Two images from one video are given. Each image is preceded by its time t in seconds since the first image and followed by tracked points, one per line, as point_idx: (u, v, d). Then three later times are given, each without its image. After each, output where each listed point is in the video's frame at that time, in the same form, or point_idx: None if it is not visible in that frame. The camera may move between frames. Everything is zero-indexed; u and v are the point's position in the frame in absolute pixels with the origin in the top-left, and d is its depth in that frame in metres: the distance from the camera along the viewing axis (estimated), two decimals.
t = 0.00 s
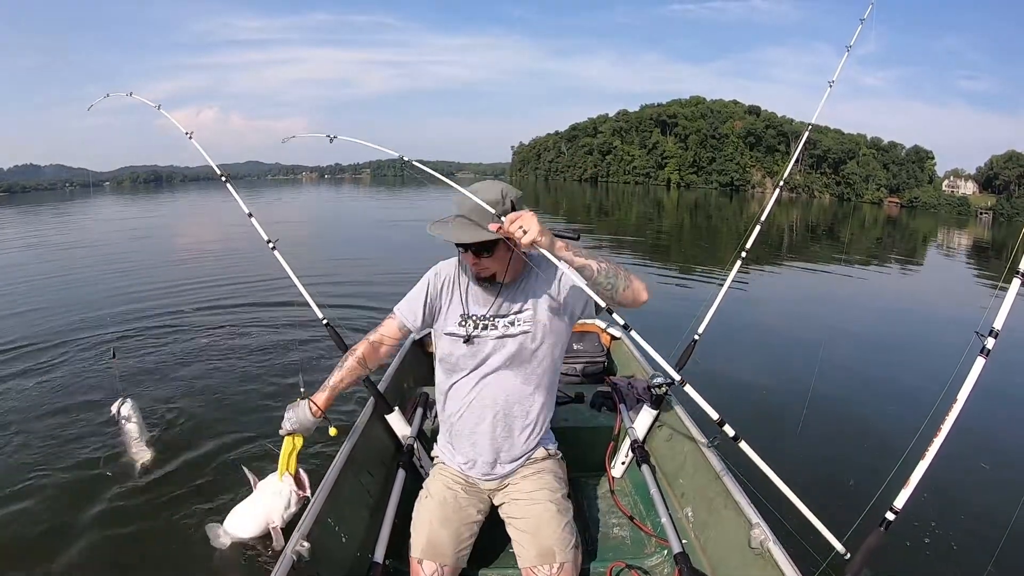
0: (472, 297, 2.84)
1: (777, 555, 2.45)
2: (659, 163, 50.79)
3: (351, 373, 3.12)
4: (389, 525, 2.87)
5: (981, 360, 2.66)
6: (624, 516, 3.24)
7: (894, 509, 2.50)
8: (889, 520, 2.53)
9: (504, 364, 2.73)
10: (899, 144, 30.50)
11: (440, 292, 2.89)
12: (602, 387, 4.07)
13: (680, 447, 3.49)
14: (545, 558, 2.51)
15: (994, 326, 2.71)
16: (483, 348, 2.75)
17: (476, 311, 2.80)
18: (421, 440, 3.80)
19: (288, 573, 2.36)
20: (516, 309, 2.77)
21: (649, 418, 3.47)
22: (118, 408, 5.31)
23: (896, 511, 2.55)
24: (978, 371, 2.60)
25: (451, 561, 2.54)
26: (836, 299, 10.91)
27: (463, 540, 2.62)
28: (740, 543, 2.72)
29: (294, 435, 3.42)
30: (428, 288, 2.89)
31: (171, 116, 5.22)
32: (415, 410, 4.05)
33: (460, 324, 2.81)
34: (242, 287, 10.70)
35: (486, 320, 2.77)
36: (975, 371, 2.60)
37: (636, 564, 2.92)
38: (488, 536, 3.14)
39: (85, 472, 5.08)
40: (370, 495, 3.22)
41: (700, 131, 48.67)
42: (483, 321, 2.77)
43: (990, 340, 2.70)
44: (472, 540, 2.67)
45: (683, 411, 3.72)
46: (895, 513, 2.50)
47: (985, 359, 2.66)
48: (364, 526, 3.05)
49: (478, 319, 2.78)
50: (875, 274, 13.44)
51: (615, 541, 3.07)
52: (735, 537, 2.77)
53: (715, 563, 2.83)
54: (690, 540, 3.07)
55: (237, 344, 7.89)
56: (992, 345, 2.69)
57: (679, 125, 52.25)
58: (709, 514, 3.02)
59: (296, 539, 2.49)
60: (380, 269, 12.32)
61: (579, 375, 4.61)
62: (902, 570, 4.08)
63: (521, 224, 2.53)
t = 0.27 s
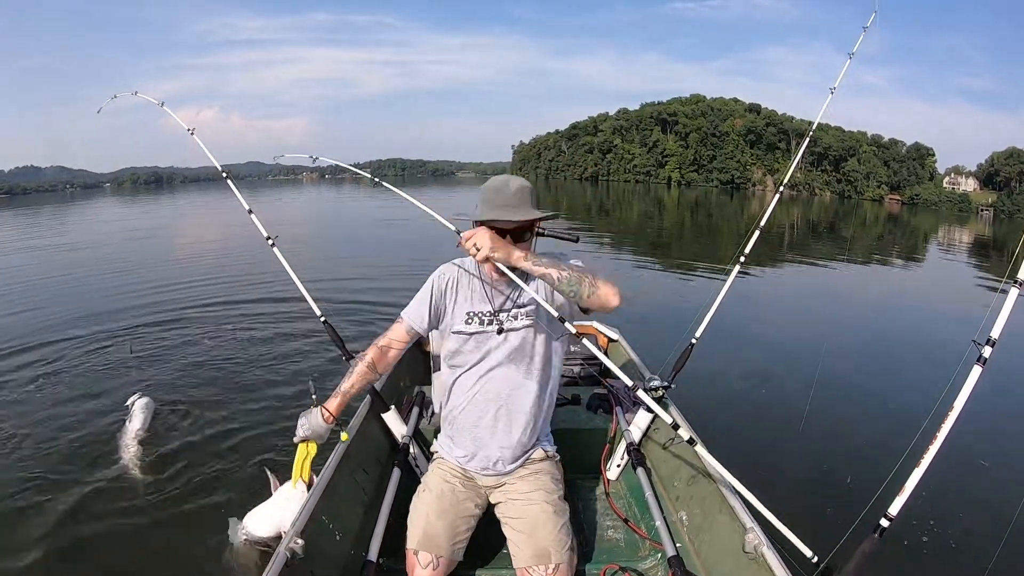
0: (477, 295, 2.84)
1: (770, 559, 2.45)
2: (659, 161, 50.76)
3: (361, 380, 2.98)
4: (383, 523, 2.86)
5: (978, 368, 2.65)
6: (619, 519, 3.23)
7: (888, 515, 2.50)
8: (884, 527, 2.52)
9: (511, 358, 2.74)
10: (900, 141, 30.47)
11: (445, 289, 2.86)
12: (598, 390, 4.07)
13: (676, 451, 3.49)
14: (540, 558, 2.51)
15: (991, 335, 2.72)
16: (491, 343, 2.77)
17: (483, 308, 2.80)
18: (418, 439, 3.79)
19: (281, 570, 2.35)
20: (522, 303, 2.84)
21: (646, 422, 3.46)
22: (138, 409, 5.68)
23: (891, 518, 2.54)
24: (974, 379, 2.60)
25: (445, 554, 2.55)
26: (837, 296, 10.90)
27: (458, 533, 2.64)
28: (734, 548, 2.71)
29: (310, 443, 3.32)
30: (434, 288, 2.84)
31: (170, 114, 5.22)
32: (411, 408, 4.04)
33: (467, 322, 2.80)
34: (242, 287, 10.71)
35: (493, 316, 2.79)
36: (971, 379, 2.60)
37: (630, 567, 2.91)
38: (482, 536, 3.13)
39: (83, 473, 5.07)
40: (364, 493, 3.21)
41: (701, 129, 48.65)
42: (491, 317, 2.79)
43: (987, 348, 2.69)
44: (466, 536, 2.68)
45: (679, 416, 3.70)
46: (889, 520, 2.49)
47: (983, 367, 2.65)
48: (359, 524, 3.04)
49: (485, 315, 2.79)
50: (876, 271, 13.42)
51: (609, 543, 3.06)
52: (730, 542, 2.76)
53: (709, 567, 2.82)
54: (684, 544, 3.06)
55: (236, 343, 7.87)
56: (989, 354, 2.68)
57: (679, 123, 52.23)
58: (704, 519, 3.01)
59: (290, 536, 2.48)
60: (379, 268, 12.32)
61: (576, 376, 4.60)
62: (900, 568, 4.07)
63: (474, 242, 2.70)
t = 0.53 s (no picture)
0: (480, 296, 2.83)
1: (769, 559, 2.45)
2: (660, 159, 50.71)
3: (371, 381, 2.94)
4: (383, 521, 2.87)
5: (979, 370, 2.65)
6: (618, 518, 3.23)
7: (888, 517, 2.51)
8: (883, 527, 2.53)
9: (515, 358, 2.74)
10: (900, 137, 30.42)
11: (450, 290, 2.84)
12: (598, 389, 4.09)
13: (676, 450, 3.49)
14: (541, 556, 2.51)
15: (993, 336, 2.72)
16: (496, 343, 2.76)
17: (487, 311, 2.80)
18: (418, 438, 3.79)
19: (281, 568, 2.36)
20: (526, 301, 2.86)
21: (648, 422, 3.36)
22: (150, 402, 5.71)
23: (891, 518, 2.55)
24: (974, 381, 2.60)
25: (446, 546, 2.57)
26: (838, 293, 10.88)
27: (459, 527, 2.65)
28: (734, 547, 2.71)
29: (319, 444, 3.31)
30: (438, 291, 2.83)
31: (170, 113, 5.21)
32: (410, 407, 4.05)
33: (472, 324, 2.79)
34: (242, 288, 10.71)
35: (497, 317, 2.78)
36: (971, 381, 2.61)
37: (629, 566, 2.90)
38: (484, 534, 3.13)
39: (83, 473, 5.06)
40: (364, 491, 3.21)
41: (701, 127, 48.59)
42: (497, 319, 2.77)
43: (988, 349, 2.69)
44: (467, 531, 2.69)
45: (679, 415, 3.69)
46: (889, 521, 2.50)
47: (983, 369, 2.65)
48: (359, 522, 3.04)
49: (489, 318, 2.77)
50: (877, 268, 13.40)
51: (608, 543, 3.06)
52: (730, 542, 2.76)
53: (708, 565, 2.82)
54: (684, 543, 3.05)
55: (236, 344, 7.86)
56: (990, 355, 2.68)
57: (679, 121, 52.18)
58: (704, 519, 3.01)
59: (290, 534, 2.48)
60: (380, 268, 12.32)
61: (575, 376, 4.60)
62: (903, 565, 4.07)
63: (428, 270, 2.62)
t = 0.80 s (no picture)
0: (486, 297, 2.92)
1: (772, 557, 2.45)
2: (659, 158, 50.69)
3: (378, 383, 2.96)
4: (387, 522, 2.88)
5: (981, 367, 2.67)
6: (621, 516, 3.23)
7: (891, 514, 2.54)
8: (887, 524, 2.56)
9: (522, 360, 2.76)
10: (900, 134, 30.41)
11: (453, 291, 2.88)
12: (600, 387, 4.11)
13: (679, 448, 3.49)
14: (544, 556, 2.50)
15: (994, 332, 2.72)
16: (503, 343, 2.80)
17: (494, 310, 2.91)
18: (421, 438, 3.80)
19: (285, 569, 2.36)
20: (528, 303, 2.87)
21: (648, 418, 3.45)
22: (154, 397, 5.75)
23: (894, 515, 2.58)
24: (976, 378, 2.62)
25: (449, 542, 2.58)
26: (839, 290, 10.88)
27: (462, 525, 2.66)
28: (737, 545, 2.71)
29: (326, 446, 3.31)
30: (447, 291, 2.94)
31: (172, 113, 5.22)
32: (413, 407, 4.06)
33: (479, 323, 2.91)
34: (244, 289, 10.72)
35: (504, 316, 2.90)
36: (973, 378, 2.62)
37: (633, 564, 2.91)
38: (486, 533, 3.14)
39: (85, 473, 5.04)
40: (367, 491, 3.22)
41: (701, 125, 48.60)
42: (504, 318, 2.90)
43: (990, 346, 2.71)
44: (470, 529, 2.69)
45: (683, 414, 3.70)
46: (892, 518, 2.53)
47: (985, 366, 2.67)
48: (362, 522, 3.05)
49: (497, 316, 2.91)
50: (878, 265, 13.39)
51: (611, 541, 3.06)
52: (733, 540, 2.76)
53: (711, 564, 2.82)
54: (687, 541, 3.06)
55: (237, 345, 7.85)
56: (992, 351, 2.70)
57: (679, 120, 52.15)
58: (707, 517, 3.01)
59: (293, 534, 2.49)
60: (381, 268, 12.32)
61: (578, 375, 4.60)
62: (907, 562, 4.07)
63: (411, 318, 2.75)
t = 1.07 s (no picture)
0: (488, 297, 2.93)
1: (775, 555, 2.45)
2: (659, 157, 50.66)
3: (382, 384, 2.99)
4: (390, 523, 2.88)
5: (984, 363, 2.68)
6: (624, 515, 3.23)
7: (894, 511, 2.58)
8: (890, 522, 2.59)
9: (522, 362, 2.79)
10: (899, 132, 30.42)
11: (455, 289, 2.94)
12: (603, 386, 4.11)
13: (682, 446, 3.50)
14: (547, 555, 2.50)
15: (996, 329, 2.73)
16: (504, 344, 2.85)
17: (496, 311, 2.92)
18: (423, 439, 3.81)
19: (288, 570, 2.36)
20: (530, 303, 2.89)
21: (652, 417, 3.49)
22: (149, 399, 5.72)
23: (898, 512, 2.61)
24: (980, 375, 2.63)
25: (449, 535, 2.64)
26: (840, 288, 10.89)
27: (463, 520, 2.70)
28: (741, 544, 2.71)
29: (330, 447, 3.33)
30: (446, 290, 2.93)
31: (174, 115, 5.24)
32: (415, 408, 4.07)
33: (480, 323, 2.95)
34: (245, 290, 10.72)
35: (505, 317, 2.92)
36: (976, 374, 2.63)
37: (636, 563, 2.91)
38: (489, 533, 3.14)
39: (86, 472, 5.05)
40: (370, 493, 3.22)
41: (700, 124, 48.61)
42: (505, 319, 2.91)
43: (993, 342, 2.71)
44: (471, 525, 2.72)
45: (686, 413, 3.70)
46: (895, 515, 2.57)
47: (988, 362, 2.67)
48: (365, 523, 3.05)
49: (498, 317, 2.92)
50: (879, 263, 13.39)
51: (615, 540, 3.06)
52: (736, 539, 2.76)
53: (714, 563, 2.82)
54: (690, 540, 3.06)
55: (238, 345, 7.85)
56: (995, 348, 2.70)
57: (678, 119, 52.15)
58: (710, 516, 3.01)
59: (297, 536, 2.49)
60: (382, 269, 12.33)
61: (581, 373, 4.61)
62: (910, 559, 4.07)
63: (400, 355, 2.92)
